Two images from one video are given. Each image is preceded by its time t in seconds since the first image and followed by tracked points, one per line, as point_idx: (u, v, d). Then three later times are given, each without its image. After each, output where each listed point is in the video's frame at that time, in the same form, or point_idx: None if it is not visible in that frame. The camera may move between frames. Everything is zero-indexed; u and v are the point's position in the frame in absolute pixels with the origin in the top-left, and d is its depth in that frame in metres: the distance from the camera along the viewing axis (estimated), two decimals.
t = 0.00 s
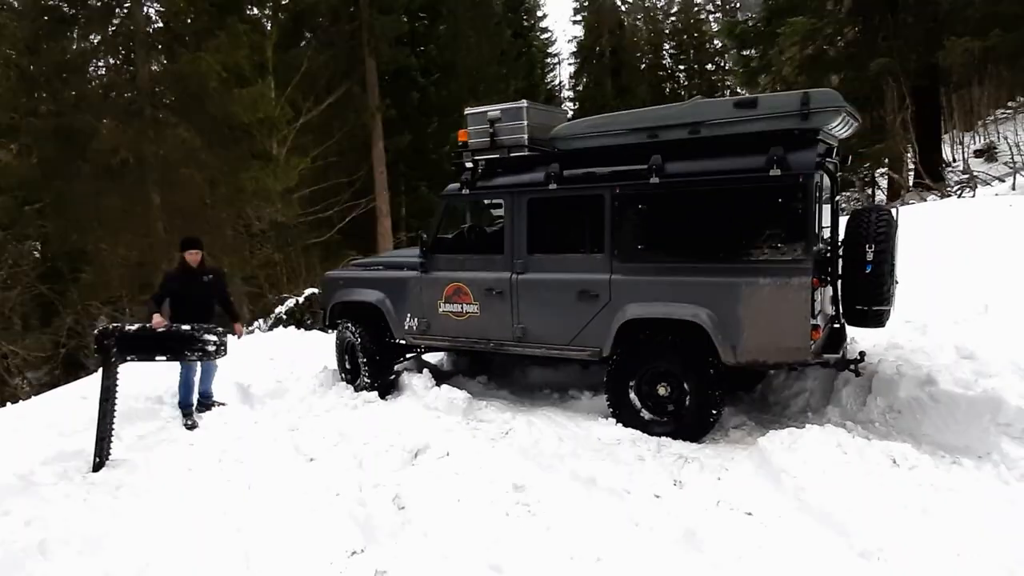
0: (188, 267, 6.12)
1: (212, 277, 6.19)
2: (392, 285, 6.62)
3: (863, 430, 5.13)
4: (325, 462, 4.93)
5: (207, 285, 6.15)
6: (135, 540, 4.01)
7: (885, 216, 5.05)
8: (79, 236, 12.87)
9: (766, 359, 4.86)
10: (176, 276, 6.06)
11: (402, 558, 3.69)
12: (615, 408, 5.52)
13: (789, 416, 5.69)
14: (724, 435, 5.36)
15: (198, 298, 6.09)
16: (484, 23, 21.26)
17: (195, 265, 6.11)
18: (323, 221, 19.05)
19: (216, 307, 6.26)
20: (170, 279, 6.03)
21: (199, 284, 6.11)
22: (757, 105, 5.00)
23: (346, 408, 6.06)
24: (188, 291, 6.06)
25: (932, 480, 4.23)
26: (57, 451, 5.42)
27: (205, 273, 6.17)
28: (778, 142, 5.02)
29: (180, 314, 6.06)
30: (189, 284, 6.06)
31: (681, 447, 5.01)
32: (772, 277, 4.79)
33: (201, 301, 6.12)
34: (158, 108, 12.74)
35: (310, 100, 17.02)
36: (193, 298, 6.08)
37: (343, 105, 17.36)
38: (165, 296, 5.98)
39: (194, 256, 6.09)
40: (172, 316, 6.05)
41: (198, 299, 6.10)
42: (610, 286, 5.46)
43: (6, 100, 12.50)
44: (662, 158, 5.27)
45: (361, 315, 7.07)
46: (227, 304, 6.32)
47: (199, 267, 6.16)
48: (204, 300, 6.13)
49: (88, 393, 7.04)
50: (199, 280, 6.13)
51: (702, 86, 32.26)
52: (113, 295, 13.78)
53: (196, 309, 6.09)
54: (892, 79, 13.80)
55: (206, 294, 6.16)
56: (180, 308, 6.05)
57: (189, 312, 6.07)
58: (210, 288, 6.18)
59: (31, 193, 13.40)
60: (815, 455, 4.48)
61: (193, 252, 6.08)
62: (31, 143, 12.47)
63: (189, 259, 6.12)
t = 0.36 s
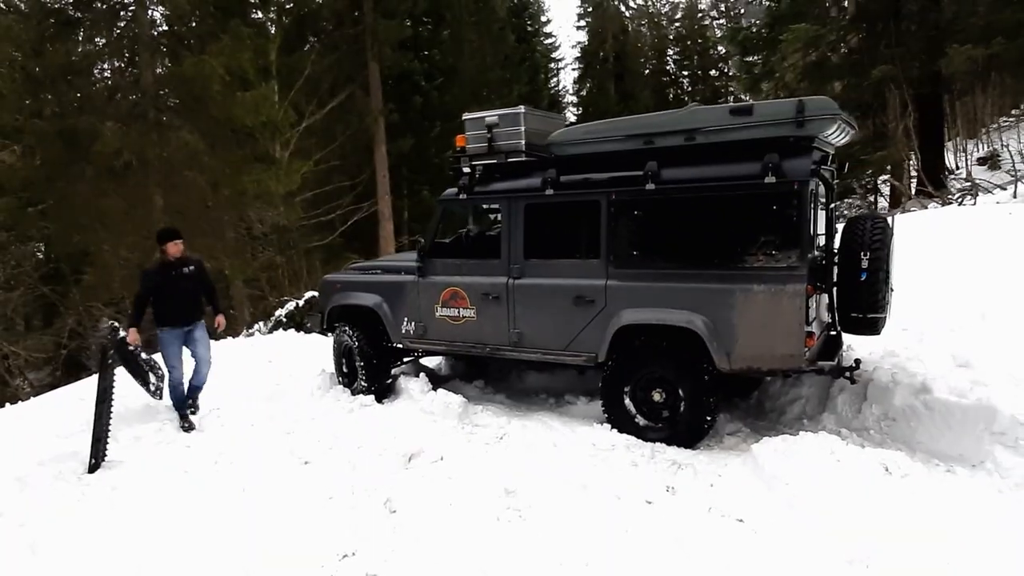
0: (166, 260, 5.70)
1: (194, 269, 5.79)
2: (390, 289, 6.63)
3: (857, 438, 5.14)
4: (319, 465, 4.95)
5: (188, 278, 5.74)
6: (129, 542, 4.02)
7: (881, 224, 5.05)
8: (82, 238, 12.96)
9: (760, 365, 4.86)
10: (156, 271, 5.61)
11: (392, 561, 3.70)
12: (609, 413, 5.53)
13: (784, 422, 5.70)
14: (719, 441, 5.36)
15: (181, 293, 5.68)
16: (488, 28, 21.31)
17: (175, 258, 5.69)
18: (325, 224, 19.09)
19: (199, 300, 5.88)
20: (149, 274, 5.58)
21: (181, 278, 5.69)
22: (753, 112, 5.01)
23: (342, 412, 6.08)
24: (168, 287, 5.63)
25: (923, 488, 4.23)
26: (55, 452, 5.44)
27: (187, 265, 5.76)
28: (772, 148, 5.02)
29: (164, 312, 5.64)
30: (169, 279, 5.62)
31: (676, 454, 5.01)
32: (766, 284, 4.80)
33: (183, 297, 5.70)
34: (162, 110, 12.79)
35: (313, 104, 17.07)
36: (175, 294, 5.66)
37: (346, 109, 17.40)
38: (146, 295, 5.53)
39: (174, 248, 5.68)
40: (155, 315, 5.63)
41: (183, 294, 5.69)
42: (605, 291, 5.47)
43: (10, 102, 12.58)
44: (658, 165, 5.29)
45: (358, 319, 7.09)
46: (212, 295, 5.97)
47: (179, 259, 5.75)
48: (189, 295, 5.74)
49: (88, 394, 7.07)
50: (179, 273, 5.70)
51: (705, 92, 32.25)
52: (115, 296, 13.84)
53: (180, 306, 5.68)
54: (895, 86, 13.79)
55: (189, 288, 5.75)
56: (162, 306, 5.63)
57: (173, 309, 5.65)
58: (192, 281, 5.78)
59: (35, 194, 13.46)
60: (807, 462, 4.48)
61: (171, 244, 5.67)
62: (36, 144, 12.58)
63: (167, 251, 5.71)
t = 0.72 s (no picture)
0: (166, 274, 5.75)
1: (190, 285, 5.76)
2: (397, 297, 6.67)
3: (866, 448, 5.11)
4: (327, 472, 4.97)
5: (184, 293, 5.73)
6: (138, 547, 4.06)
7: (888, 233, 5.05)
8: (94, 245, 13.08)
9: (766, 375, 4.85)
10: (155, 285, 5.72)
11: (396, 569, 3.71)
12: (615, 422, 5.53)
13: (793, 432, 5.67)
14: (726, 451, 5.35)
15: (174, 308, 5.69)
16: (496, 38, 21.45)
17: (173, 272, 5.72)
18: (334, 232, 19.20)
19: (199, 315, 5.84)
20: (148, 288, 5.70)
21: (175, 294, 5.71)
22: (758, 122, 4.99)
23: (351, 419, 6.12)
24: (165, 302, 5.69)
25: (932, 499, 4.20)
26: (67, 458, 5.50)
27: (184, 280, 5.75)
28: (778, 158, 4.99)
29: (159, 327, 5.71)
30: (163, 294, 5.66)
31: (683, 463, 5.01)
32: (772, 293, 4.81)
33: (180, 312, 5.72)
34: (175, 119, 12.92)
35: (323, 113, 17.20)
36: (171, 309, 5.70)
37: (356, 117, 17.53)
38: (144, 310, 5.65)
39: (171, 263, 5.70)
40: (155, 329, 5.72)
41: (174, 310, 5.70)
42: (612, 300, 5.49)
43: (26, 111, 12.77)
44: (664, 174, 5.31)
45: (366, 326, 7.12)
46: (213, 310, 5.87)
47: (178, 273, 5.76)
48: (182, 311, 5.73)
49: (99, 400, 7.14)
50: (176, 288, 5.72)
51: (714, 100, 32.29)
52: (126, 303, 13.97)
53: (172, 322, 5.71)
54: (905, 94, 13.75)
55: (186, 304, 5.76)
56: (160, 320, 5.71)
57: (169, 325, 5.71)
58: (189, 295, 5.76)
59: (49, 202, 13.61)
60: (816, 473, 4.47)
61: (170, 258, 5.69)
62: (49, 153, 12.74)
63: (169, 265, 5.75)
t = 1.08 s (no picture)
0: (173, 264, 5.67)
1: (195, 276, 5.69)
2: (408, 301, 6.70)
3: (878, 453, 5.08)
4: (338, 475, 5.00)
5: (189, 285, 5.65)
6: (153, 548, 4.10)
7: (896, 237, 5.02)
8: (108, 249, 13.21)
9: (775, 378, 4.85)
10: (160, 274, 5.63)
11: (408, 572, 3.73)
12: (624, 426, 5.54)
13: (804, 437, 5.66)
14: (737, 455, 5.33)
15: (177, 299, 5.59)
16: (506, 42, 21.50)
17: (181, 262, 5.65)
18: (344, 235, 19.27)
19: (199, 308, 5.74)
20: (153, 276, 5.62)
21: (179, 285, 5.61)
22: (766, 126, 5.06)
23: (361, 422, 6.14)
24: (169, 292, 5.58)
25: (946, 505, 4.18)
26: (84, 459, 5.56)
27: (191, 273, 5.69)
28: (786, 162, 5.00)
29: (157, 317, 5.58)
30: (169, 284, 5.57)
31: (693, 467, 5.00)
32: (780, 297, 4.79)
33: (183, 303, 5.61)
34: (187, 123, 13.04)
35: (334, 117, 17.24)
36: (175, 299, 5.58)
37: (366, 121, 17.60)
38: (146, 299, 5.53)
39: (181, 254, 5.62)
40: (153, 320, 5.58)
41: (177, 301, 5.59)
42: (620, 303, 5.49)
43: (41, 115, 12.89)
44: (672, 177, 5.31)
45: (376, 330, 7.15)
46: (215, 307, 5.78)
47: (185, 265, 5.69)
48: (184, 303, 5.62)
49: (113, 402, 7.21)
50: (182, 279, 5.64)
51: (723, 103, 32.20)
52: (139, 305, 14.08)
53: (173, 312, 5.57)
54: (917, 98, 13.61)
55: (189, 296, 5.66)
56: (159, 311, 5.56)
57: (169, 316, 5.57)
58: (194, 287, 5.69)
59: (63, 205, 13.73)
60: (829, 478, 4.46)
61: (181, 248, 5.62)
62: (64, 157, 12.90)
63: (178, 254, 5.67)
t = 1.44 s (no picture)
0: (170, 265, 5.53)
1: (189, 280, 5.56)
2: (408, 307, 6.69)
3: (882, 458, 5.09)
4: (341, 482, 5.00)
5: (181, 288, 5.53)
6: (157, 555, 4.10)
7: (896, 245, 5.04)
8: (109, 256, 13.25)
9: (776, 385, 4.85)
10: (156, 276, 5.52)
11: None
12: (626, 432, 5.55)
13: (808, 443, 5.66)
14: (741, 462, 5.33)
15: (166, 302, 5.48)
16: (505, 48, 21.54)
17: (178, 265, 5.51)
18: (344, 241, 19.28)
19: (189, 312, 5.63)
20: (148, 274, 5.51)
21: (169, 287, 5.49)
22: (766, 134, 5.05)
23: (364, 429, 6.14)
24: (159, 294, 5.47)
25: (950, 511, 4.18)
26: (88, 466, 5.56)
27: (185, 276, 5.56)
28: (786, 169, 5.04)
29: (142, 316, 5.47)
30: (161, 286, 5.47)
31: (697, 473, 5.01)
32: (781, 303, 4.81)
33: (173, 306, 5.51)
34: (187, 130, 13.06)
35: (334, 124, 17.24)
36: (165, 302, 5.47)
37: (367, 128, 17.61)
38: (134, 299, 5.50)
39: (179, 257, 5.47)
40: (139, 322, 5.49)
41: (163, 303, 5.47)
42: (621, 310, 5.50)
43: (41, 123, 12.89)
44: (673, 185, 5.33)
45: (378, 336, 7.14)
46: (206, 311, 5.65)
47: (182, 268, 5.55)
48: (170, 306, 5.50)
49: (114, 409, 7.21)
50: (176, 282, 5.52)
51: (722, 109, 32.25)
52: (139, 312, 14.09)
53: (157, 314, 5.46)
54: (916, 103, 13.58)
55: (180, 300, 5.55)
56: (147, 313, 5.46)
57: (156, 319, 5.47)
58: (186, 291, 5.56)
59: (64, 213, 13.71)
60: (833, 484, 4.46)
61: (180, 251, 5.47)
62: (66, 165, 12.94)
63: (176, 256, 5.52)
